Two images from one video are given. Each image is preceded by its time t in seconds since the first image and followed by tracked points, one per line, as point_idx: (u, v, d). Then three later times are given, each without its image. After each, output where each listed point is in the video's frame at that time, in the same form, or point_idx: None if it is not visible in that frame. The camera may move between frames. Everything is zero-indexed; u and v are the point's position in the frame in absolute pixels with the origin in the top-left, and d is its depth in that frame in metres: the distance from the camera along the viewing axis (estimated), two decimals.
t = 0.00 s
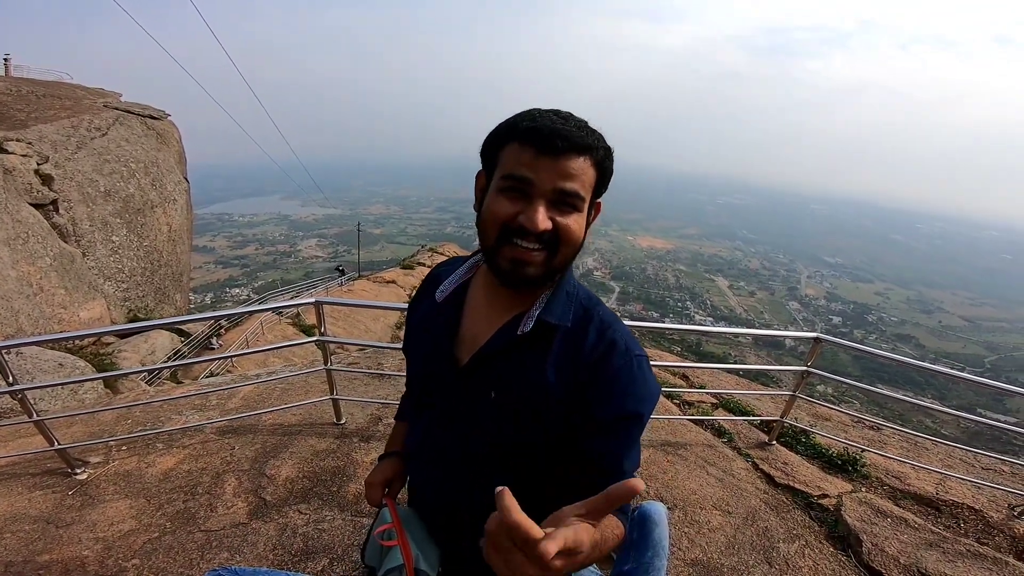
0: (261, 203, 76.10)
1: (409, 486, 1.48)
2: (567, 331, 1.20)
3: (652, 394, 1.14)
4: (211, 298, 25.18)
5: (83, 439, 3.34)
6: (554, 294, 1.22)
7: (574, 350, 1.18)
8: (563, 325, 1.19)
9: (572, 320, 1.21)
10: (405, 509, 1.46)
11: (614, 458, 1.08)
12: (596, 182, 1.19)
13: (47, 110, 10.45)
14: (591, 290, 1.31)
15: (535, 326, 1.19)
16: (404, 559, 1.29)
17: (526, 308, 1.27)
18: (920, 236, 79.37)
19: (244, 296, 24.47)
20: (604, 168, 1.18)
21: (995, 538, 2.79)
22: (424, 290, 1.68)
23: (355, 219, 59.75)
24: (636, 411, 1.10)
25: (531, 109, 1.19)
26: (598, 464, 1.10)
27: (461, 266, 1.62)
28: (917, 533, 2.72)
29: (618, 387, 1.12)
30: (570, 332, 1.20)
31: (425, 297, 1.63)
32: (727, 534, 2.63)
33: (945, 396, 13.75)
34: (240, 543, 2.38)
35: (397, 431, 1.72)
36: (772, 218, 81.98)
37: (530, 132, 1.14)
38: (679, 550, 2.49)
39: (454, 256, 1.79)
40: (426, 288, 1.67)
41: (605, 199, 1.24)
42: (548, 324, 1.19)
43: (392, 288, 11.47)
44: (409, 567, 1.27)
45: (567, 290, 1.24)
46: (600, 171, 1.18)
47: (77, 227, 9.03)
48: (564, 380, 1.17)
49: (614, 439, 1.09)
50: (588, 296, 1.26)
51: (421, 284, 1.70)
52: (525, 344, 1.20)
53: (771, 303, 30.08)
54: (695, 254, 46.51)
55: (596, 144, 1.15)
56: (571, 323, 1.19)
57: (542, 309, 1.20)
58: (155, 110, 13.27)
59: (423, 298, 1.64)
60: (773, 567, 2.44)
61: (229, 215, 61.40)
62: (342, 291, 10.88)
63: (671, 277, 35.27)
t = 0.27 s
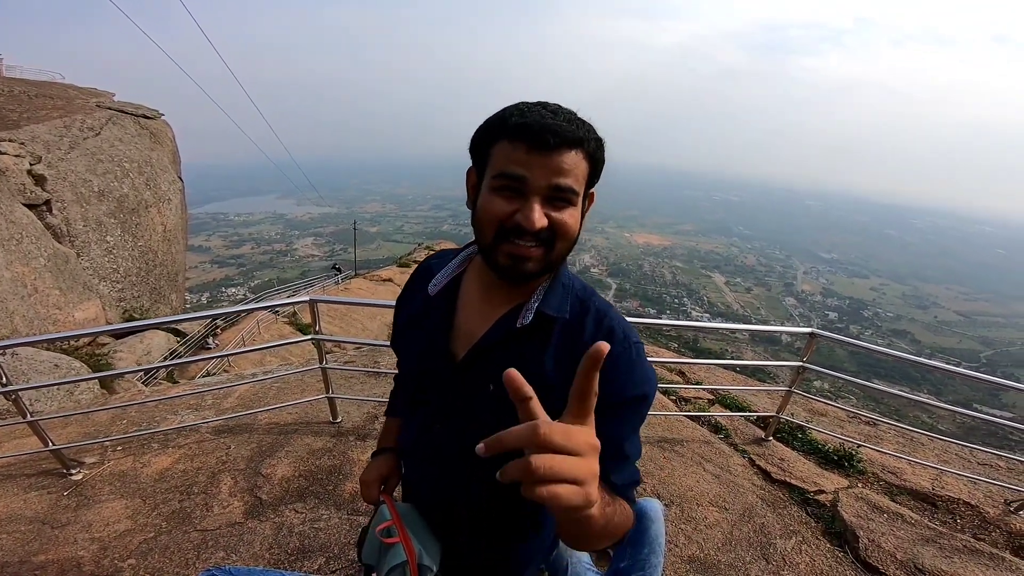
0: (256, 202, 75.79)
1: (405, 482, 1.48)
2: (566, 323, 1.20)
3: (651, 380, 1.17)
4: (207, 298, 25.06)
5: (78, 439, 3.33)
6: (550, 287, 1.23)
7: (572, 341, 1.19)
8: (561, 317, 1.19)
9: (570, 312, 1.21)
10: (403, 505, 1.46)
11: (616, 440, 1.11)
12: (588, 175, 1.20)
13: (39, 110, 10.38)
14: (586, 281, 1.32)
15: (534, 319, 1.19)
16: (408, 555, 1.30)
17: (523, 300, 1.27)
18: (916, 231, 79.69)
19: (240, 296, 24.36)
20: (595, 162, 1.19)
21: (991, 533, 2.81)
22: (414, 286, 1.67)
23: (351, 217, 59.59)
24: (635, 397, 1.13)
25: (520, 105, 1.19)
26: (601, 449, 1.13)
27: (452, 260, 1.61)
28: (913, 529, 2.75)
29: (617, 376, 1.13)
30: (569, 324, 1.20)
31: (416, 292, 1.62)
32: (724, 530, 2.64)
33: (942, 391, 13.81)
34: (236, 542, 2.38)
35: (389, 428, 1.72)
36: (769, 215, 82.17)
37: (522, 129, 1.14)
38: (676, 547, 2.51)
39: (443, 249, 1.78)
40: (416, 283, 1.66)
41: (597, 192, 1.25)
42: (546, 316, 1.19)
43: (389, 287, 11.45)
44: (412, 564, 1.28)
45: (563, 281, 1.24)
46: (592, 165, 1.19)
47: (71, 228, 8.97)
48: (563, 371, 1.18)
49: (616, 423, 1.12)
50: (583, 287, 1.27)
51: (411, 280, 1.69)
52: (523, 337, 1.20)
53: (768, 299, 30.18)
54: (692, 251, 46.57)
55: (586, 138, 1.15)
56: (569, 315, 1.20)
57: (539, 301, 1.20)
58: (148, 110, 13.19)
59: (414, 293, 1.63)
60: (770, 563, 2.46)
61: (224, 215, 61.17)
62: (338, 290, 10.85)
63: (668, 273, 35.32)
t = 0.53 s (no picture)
0: (251, 200, 75.46)
1: (398, 478, 1.48)
2: (554, 317, 1.20)
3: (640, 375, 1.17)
4: (203, 297, 24.98)
5: (73, 440, 3.32)
6: (539, 282, 1.23)
7: (561, 335, 1.19)
8: (550, 312, 1.19)
9: (559, 306, 1.21)
10: (396, 501, 1.46)
11: (605, 434, 1.12)
12: (574, 168, 1.19)
13: (30, 109, 10.30)
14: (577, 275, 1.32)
15: (522, 314, 1.19)
16: (400, 550, 1.30)
17: (512, 295, 1.27)
18: (910, 226, 80.09)
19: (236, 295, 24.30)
20: (583, 155, 1.18)
21: (986, 529, 2.85)
22: (406, 281, 1.67)
23: (347, 215, 59.40)
24: (624, 391, 1.14)
25: (506, 98, 1.19)
26: (590, 443, 1.13)
27: (444, 255, 1.61)
28: (908, 524, 2.77)
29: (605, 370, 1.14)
30: (557, 318, 1.20)
31: (408, 287, 1.62)
32: (720, 527, 2.66)
33: (936, 386, 13.91)
34: (232, 541, 2.38)
35: (382, 426, 1.72)
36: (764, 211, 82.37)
37: (506, 122, 1.14)
38: (672, 544, 2.53)
39: (436, 245, 1.78)
40: (408, 278, 1.66)
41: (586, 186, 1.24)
42: (534, 310, 1.19)
43: (385, 285, 11.44)
44: (405, 557, 1.28)
45: (553, 276, 1.24)
46: (579, 158, 1.18)
47: (64, 228, 8.91)
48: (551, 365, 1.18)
49: (606, 417, 1.13)
50: (573, 282, 1.26)
51: (404, 274, 1.69)
52: (512, 331, 1.21)
53: (764, 295, 30.28)
54: (689, 247, 46.67)
55: (572, 131, 1.15)
56: (557, 309, 1.20)
57: (528, 295, 1.21)
58: (141, 108, 13.10)
59: (406, 287, 1.63)
60: (766, 559, 2.48)
61: (219, 213, 60.87)
62: (335, 288, 10.83)
63: (664, 270, 35.39)
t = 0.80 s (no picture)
0: (249, 199, 75.28)
1: (394, 475, 1.50)
2: (547, 318, 1.20)
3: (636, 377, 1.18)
4: (200, 297, 24.94)
5: (71, 440, 3.32)
6: (535, 282, 1.22)
7: (556, 336, 1.19)
8: (544, 312, 1.19)
9: (553, 307, 1.21)
10: (392, 498, 1.49)
11: (600, 439, 1.12)
12: (553, 167, 1.15)
13: (26, 109, 10.26)
14: (574, 278, 1.31)
15: (514, 314, 1.19)
16: (392, 546, 1.33)
17: (506, 294, 1.27)
18: (908, 223, 80.27)
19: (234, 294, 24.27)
20: (563, 154, 1.15)
21: (985, 527, 2.86)
22: (406, 278, 1.68)
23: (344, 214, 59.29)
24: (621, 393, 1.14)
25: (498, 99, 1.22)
26: (586, 446, 1.13)
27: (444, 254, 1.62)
28: (907, 522, 2.79)
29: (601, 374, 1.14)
30: (551, 319, 1.20)
31: (408, 284, 1.63)
32: (719, 524, 2.67)
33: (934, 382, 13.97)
34: (231, 541, 2.38)
35: (380, 423, 1.74)
36: (762, 208, 82.44)
37: (489, 118, 1.16)
38: (671, 542, 2.54)
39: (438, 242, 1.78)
40: (408, 275, 1.67)
41: (576, 190, 1.21)
42: (527, 310, 1.19)
43: (383, 284, 11.43)
44: (396, 553, 1.31)
45: (550, 277, 1.24)
46: (557, 157, 1.15)
47: (61, 228, 8.89)
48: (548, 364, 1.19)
49: (601, 419, 1.13)
50: (569, 283, 1.26)
51: (404, 271, 1.70)
52: (505, 329, 1.21)
53: (762, 292, 30.34)
54: (687, 244, 46.71)
55: (547, 127, 1.13)
56: (550, 310, 1.19)
57: (523, 296, 1.20)
58: (137, 107, 13.06)
59: (406, 284, 1.64)
60: (764, 557, 2.49)
61: (216, 213, 60.70)
62: (333, 287, 10.82)
63: (663, 267, 35.43)
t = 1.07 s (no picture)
0: (249, 199, 75.30)
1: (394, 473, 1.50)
2: (551, 322, 1.20)
3: (637, 386, 1.16)
4: (201, 296, 24.96)
5: (73, 440, 3.32)
6: (539, 285, 1.23)
7: (560, 340, 1.19)
8: (548, 316, 1.19)
9: (558, 311, 1.21)
10: (391, 496, 1.49)
11: (600, 446, 1.11)
12: (565, 168, 1.15)
13: (27, 108, 10.28)
14: (579, 281, 1.31)
15: (519, 316, 1.20)
16: (389, 544, 1.33)
17: (511, 296, 1.27)
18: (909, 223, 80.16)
19: (234, 293, 24.28)
20: (574, 155, 1.15)
21: (986, 527, 2.86)
22: (412, 278, 1.69)
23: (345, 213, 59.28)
24: (622, 399, 1.13)
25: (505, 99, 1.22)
26: (588, 451, 1.13)
27: (451, 254, 1.62)
28: (908, 522, 2.79)
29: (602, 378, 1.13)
30: (555, 323, 1.20)
31: (413, 285, 1.63)
32: (720, 524, 2.67)
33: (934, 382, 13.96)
34: (233, 541, 2.39)
35: (383, 421, 1.74)
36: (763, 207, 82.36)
37: (495, 119, 1.17)
38: (673, 541, 2.54)
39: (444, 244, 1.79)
40: (414, 275, 1.67)
41: (583, 191, 1.21)
42: (532, 313, 1.19)
43: (384, 283, 11.43)
44: (393, 551, 1.31)
45: (553, 281, 1.24)
46: (569, 158, 1.15)
47: (62, 227, 8.90)
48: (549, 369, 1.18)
49: (602, 425, 1.13)
50: (573, 287, 1.26)
51: (412, 270, 1.70)
52: (510, 332, 1.21)
53: (763, 292, 30.32)
54: (687, 244, 46.70)
55: (558, 128, 1.13)
56: (554, 314, 1.19)
57: (526, 299, 1.21)
58: (138, 107, 13.06)
59: (412, 283, 1.64)
60: (766, 557, 2.49)
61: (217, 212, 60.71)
62: (334, 286, 10.83)
63: (663, 266, 35.41)
